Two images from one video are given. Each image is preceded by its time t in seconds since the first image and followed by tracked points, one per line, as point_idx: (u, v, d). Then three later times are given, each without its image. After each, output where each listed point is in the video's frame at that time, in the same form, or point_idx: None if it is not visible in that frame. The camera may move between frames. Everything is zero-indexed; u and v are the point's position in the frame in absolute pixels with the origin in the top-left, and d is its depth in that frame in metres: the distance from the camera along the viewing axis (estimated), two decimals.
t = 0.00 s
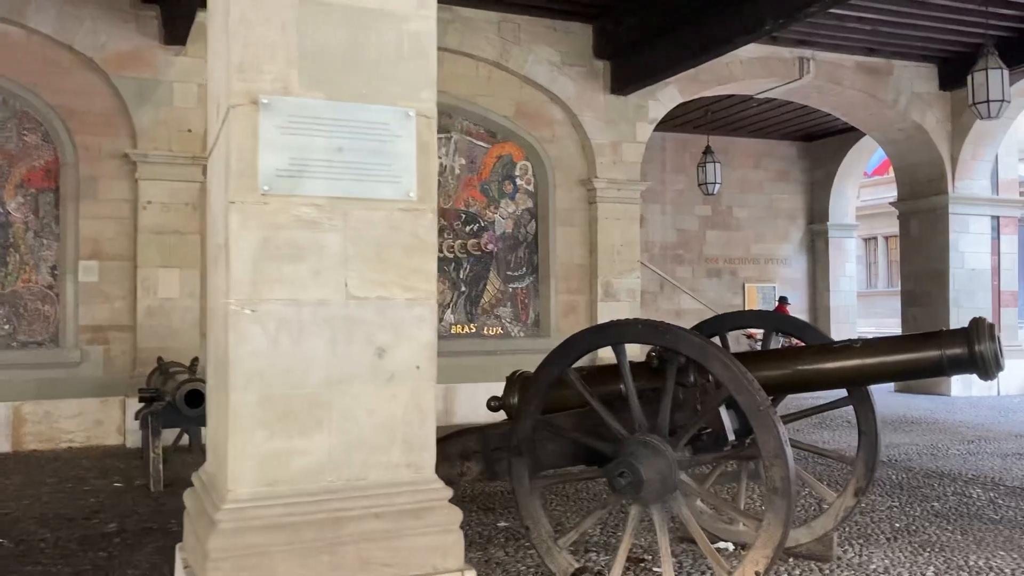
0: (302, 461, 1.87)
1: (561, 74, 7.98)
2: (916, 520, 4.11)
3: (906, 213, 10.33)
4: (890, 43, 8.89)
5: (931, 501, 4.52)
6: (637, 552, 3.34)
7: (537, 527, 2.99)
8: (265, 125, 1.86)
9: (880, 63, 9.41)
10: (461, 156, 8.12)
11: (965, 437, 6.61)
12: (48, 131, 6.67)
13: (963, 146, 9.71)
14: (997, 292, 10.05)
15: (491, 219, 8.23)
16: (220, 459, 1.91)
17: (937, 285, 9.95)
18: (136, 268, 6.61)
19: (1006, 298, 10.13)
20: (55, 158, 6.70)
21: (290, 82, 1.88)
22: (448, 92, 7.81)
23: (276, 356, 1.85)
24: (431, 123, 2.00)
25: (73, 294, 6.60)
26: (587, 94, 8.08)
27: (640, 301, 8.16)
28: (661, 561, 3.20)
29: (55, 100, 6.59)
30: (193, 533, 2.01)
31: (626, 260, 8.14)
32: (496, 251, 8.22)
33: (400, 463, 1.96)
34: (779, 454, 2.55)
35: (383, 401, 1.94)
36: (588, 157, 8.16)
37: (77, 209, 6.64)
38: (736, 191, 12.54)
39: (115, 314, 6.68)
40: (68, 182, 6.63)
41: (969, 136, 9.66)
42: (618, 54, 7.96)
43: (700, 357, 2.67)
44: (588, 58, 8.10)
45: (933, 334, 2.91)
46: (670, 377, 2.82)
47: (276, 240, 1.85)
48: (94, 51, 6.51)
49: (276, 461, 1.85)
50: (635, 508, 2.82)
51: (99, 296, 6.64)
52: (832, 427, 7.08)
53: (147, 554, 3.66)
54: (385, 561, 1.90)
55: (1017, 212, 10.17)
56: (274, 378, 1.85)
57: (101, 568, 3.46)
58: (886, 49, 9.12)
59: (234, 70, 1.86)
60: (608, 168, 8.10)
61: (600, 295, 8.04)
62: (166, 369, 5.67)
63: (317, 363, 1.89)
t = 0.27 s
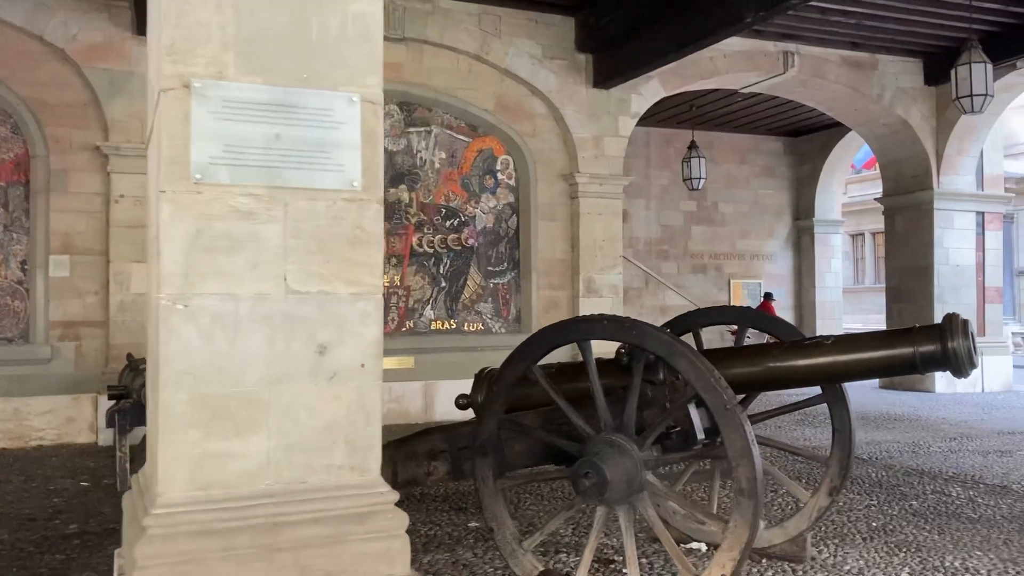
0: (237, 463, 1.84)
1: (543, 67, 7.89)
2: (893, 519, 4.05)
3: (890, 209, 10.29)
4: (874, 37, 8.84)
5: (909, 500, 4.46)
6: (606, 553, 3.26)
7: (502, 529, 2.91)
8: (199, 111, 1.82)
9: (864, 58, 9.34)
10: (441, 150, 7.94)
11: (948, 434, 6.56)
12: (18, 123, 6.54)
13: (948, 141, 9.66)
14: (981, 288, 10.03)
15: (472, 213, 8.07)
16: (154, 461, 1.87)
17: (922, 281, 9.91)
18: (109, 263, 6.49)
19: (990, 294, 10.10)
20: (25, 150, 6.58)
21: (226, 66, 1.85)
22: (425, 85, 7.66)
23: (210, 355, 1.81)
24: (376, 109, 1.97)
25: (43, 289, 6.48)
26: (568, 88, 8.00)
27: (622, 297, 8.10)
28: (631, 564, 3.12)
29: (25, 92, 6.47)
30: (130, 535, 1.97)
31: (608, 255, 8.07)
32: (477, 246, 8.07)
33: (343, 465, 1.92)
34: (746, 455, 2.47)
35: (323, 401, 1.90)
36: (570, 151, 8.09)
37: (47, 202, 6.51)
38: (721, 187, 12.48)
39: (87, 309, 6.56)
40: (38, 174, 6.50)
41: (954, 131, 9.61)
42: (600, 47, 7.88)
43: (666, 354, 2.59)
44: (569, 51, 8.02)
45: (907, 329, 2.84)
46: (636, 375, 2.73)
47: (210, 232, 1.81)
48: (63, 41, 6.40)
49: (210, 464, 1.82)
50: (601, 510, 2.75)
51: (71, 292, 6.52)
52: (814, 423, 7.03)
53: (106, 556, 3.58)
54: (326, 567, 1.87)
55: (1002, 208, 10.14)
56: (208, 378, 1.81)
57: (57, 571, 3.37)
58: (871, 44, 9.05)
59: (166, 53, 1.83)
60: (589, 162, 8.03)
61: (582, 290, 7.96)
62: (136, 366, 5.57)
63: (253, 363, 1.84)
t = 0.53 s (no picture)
0: (179, 472, 1.81)
1: (527, 61, 7.80)
2: (874, 521, 3.99)
3: (878, 205, 10.24)
4: (861, 32, 8.77)
5: (891, 500, 4.40)
6: (580, 557, 3.20)
7: (472, 534, 2.84)
8: (137, 103, 1.78)
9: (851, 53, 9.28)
10: (424, 145, 7.83)
11: (934, 433, 6.51)
12: None
13: (935, 137, 9.61)
14: (969, 285, 9.99)
15: (455, 209, 7.97)
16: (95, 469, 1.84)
17: (910, 278, 9.86)
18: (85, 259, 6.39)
19: (978, 290, 10.06)
20: None
21: (166, 55, 1.81)
22: (409, 79, 7.55)
23: (149, 359, 1.78)
24: (326, 102, 1.94)
25: (18, 286, 6.37)
26: (553, 82, 7.92)
27: (607, 293, 8.04)
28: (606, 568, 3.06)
29: None
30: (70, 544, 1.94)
31: (593, 251, 8.00)
32: (460, 242, 7.98)
33: (292, 474, 1.90)
34: (718, 459, 2.40)
35: (271, 407, 1.88)
36: (555, 146, 8.01)
37: (21, 197, 6.39)
38: (709, 182, 12.42)
39: (63, 306, 6.46)
40: (13, 169, 6.39)
41: (941, 127, 9.56)
42: (585, 41, 7.80)
43: (636, 355, 2.52)
44: (554, 45, 7.94)
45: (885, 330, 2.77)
46: (607, 376, 2.66)
47: (149, 230, 1.78)
48: (38, 34, 6.27)
49: (149, 474, 1.79)
50: (572, 515, 2.68)
51: (46, 288, 6.42)
52: (798, 421, 6.98)
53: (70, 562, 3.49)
54: None
55: (989, 204, 10.10)
56: (148, 383, 1.78)
57: None
58: (858, 38, 8.99)
59: (103, 41, 1.79)
60: (574, 158, 7.96)
61: (567, 287, 7.89)
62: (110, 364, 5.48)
63: (197, 369, 1.82)
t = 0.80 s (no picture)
0: (134, 472, 1.79)
1: (517, 54, 7.72)
2: (865, 519, 3.92)
3: (871, 200, 10.18)
4: (855, 26, 8.70)
5: (883, 498, 4.33)
6: (564, 558, 3.13)
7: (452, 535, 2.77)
8: (89, 84, 1.74)
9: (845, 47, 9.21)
10: (414, 138, 7.70)
11: (927, 429, 6.44)
12: None
13: (929, 131, 9.55)
14: (962, 280, 9.94)
15: (445, 203, 7.84)
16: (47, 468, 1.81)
17: (903, 273, 9.80)
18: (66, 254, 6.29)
19: (971, 286, 10.01)
20: None
21: (118, 34, 1.77)
22: (398, 71, 7.44)
23: (102, 354, 1.75)
24: (290, 84, 1.92)
25: None
26: (544, 75, 7.84)
27: (598, 288, 7.98)
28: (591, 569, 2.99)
29: None
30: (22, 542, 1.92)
31: (583, 246, 7.93)
32: (450, 236, 7.84)
33: (252, 474, 1.89)
34: (703, 458, 2.32)
35: (231, 405, 1.86)
36: (545, 139, 7.92)
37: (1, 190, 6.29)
38: (702, 177, 12.34)
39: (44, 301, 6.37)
40: None
41: (935, 121, 9.50)
42: (576, 33, 7.72)
43: (620, 350, 2.44)
44: (545, 37, 7.86)
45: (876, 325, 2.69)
46: (590, 371, 2.58)
47: (101, 219, 1.75)
48: (19, 23, 6.03)
49: (102, 475, 1.77)
50: (554, 515, 2.60)
51: (27, 283, 6.32)
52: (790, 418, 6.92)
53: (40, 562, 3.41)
54: None
55: (983, 199, 10.05)
56: (102, 380, 1.76)
57: None
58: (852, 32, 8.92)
59: (51, 19, 1.75)
60: (565, 151, 7.88)
61: (557, 282, 7.82)
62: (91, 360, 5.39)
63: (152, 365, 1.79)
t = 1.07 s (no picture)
0: (90, 478, 1.71)
1: (511, 48, 7.63)
2: (864, 522, 3.83)
3: (869, 197, 10.09)
4: (853, 20, 8.61)
5: (882, 499, 4.24)
6: (554, 563, 3.03)
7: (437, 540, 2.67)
8: (41, 66, 1.67)
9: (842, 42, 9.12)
10: (406, 133, 7.58)
11: (926, 429, 6.35)
12: None
13: (927, 127, 9.47)
14: (961, 278, 9.85)
15: (437, 198, 7.71)
16: None
17: (901, 271, 9.72)
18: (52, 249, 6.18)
19: (970, 284, 9.92)
20: None
21: (74, 13, 1.69)
22: (389, 65, 7.34)
23: (56, 353, 1.67)
24: (259, 68, 1.84)
25: None
26: (538, 70, 7.74)
27: (592, 285, 7.89)
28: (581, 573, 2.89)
29: None
30: None
31: (578, 242, 7.84)
32: (443, 232, 7.72)
33: (217, 480, 1.80)
34: (697, 462, 2.23)
35: (195, 407, 1.77)
36: (539, 134, 7.82)
37: None
38: (699, 174, 12.25)
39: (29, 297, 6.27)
40: None
41: (933, 118, 9.42)
42: (571, 27, 7.63)
43: (611, 349, 2.34)
44: (539, 31, 7.77)
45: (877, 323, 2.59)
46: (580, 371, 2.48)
47: (55, 210, 1.67)
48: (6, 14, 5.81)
49: (56, 481, 1.69)
50: (543, 520, 2.50)
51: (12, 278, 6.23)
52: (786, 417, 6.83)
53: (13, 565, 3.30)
54: None
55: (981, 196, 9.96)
56: (55, 380, 1.68)
57: None
58: (850, 27, 8.83)
59: None
60: (560, 147, 7.78)
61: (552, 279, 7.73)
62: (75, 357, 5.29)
63: (110, 366, 1.71)
